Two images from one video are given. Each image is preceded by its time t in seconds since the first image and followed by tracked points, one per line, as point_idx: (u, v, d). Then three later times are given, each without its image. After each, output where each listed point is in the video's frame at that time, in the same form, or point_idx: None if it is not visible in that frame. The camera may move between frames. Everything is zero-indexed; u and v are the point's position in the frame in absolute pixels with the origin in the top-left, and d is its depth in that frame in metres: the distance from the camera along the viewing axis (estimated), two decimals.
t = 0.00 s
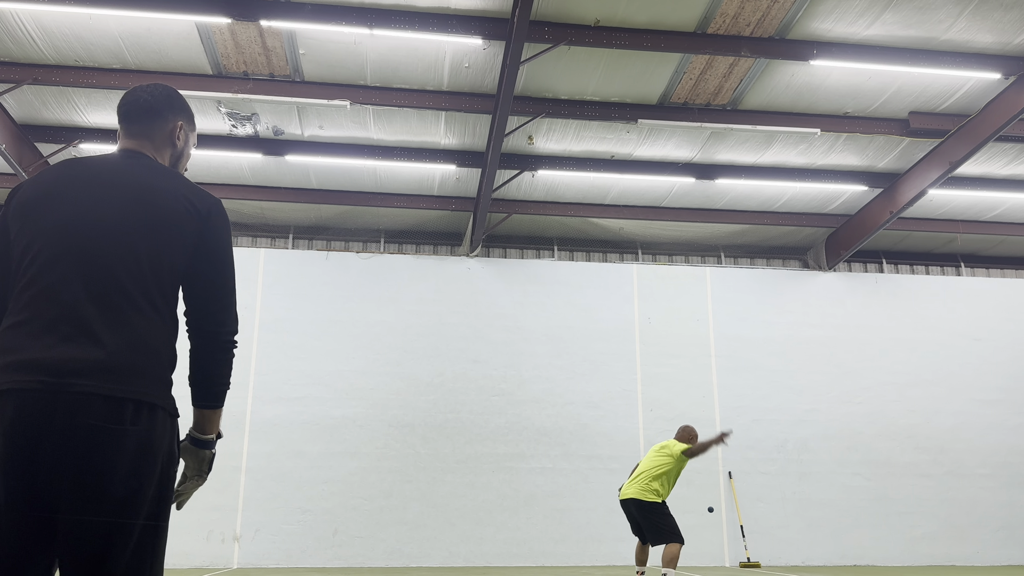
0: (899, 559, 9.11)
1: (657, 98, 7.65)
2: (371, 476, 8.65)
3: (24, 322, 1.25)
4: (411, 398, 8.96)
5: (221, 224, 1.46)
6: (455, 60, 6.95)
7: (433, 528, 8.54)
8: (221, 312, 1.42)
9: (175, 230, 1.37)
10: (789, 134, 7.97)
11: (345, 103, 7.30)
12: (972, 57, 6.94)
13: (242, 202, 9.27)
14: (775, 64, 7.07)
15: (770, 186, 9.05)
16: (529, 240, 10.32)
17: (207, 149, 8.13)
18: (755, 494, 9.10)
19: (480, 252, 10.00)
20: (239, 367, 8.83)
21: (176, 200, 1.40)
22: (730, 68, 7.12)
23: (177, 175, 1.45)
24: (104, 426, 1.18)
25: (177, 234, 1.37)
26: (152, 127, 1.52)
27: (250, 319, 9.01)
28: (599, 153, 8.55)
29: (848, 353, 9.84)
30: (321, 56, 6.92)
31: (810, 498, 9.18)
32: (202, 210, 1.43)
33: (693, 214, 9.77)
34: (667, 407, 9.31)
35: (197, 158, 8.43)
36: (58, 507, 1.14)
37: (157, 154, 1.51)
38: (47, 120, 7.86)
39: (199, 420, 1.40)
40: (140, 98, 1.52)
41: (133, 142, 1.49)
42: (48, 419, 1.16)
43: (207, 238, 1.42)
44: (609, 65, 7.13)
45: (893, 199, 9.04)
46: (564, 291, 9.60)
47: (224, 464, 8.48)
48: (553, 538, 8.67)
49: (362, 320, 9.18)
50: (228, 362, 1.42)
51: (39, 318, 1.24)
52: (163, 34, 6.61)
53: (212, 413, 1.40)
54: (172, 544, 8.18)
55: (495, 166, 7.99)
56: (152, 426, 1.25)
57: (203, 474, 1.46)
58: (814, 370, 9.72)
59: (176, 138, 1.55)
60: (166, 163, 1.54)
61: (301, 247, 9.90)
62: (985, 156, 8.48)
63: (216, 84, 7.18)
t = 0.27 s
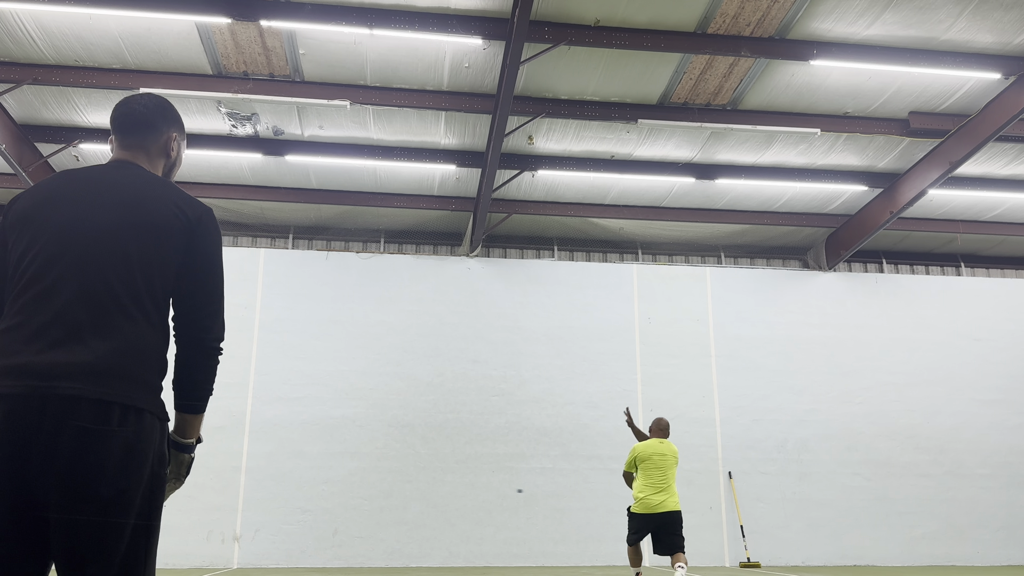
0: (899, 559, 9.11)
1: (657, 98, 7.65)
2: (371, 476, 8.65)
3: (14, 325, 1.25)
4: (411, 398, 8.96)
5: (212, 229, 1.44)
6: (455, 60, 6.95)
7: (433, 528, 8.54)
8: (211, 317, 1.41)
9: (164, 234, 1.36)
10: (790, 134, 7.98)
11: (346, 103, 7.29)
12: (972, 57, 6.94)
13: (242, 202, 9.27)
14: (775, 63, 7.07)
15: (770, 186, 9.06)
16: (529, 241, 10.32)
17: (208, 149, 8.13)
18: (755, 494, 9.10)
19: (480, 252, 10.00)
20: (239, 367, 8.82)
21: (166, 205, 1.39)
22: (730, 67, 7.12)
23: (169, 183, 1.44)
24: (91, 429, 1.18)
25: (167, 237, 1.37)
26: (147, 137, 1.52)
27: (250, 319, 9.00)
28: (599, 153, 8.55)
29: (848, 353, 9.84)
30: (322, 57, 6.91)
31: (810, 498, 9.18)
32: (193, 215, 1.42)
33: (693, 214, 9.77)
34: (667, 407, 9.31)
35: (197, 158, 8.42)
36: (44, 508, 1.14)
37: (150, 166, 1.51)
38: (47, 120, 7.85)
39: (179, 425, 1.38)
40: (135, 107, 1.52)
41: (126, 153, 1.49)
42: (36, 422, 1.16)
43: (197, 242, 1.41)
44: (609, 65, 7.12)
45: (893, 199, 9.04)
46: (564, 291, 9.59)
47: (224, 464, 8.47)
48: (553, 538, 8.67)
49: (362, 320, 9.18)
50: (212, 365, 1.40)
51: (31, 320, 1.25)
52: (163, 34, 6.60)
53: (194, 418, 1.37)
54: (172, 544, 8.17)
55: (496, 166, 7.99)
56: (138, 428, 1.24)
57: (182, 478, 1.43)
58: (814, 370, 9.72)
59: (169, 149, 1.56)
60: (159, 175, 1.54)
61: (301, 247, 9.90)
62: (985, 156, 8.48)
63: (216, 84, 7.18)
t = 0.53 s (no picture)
0: (899, 559, 9.11)
1: (657, 98, 7.65)
2: (371, 476, 8.65)
3: None
4: (411, 398, 8.97)
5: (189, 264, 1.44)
6: (455, 60, 6.96)
7: (433, 528, 8.55)
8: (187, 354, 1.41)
9: (146, 271, 1.35)
10: (789, 134, 7.98)
11: (345, 103, 7.30)
12: (972, 57, 6.94)
13: (243, 202, 9.28)
14: (775, 63, 7.07)
15: (769, 186, 9.06)
16: (529, 241, 10.32)
17: (208, 149, 8.14)
18: (755, 494, 9.11)
19: (480, 252, 10.00)
20: (239, 367, 8.83)
21: (146, 241, 1.37)
22: (730, 67, 7.12)
23: (145, 219, 1.42)
24: (77, 468, 1.16)
25: (148, 275, 1.35)
26: (125, 171, 1.52)
27: (250, 319, 9.00)
28: (599, 153, 8.55)
29: (848, 353, 9.84)
30: (321, 56, 6.92)
31: (810, 498, 9.18)
32: (171, 252, 1.41)
33: (692, 214, 9.77)
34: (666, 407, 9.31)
35: (197, 158, 8.43)
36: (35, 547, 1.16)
37: (128, 199, 1.51)
38: (47, 119, 7.86)
39: (161, 451, 1.40)
40: (110, 143, 1.52)
41: (103, 187, 1.48)
42: (19, 456, 1.14)
43: (179, 279, 1.40)
44: (609, 65, 7.13)
45: (893, 199, 9.04)
46: (564, 291, 9.60)
47: (224, 464, 8.48)
48: (553, 538, 8.67)
49: (362, 320, 9.18)
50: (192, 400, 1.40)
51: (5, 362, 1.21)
52: (163, 34, 6.61)
53: (174, 444, 1.40)
54: (172, 544, 8.18)
55: (495, 166, 7.99)
56: (126, 469, 1.23)
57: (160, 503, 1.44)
58: (814, 370, 9.72)
59: (145, 183, 1.56)
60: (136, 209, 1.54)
61: (301, 247, 9.91)
62: (985, 156, 8.48)
63: (216, 84, 7.19)
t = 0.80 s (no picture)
0: (898, 559, 9.12)
1: (657, 98, 7.65)
2: (371, 476, 8.65)
3: None
4: (411, 398, 8.96)
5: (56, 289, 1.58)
6: (456, 60, 6.96)
7: (433, 528, 8.54)
8: (60, 369, 1.57)
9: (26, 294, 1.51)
10: (789, 134, 7.98)
11: (346, 103, 7.29)
12: (972, 57, 6.94)
13: (242, 202, 9.27)
14: (775, 63, 7.07)
15: (769, 186, 9.06)
16: (529, 241, 10.32)
17: (208, 149, 8.13)
18: (755, 494, 9.11)
19: (480, 252, 10.00)
20: (239, 367, 8.82)
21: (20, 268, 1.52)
22: (730, 67, 7.12)
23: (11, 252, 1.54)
24: None
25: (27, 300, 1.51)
26: None
27: (250, 319, 9.00)
28: (599, 153, 8.55)
29: (848, 353, 9.84)
30: (321, 57, 6.92)
31: (810, 498, 9.18)
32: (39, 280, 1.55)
33: (692, 214, 9.77)
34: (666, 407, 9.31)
35: (197, 157, 8.43)
36: None
37: None
38: (47, 119, 7.86)
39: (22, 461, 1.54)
40: None
41: None
42: None
43: (49, 301, 1.56)
44: (609, 65, 7.13)
45: (893, 199, 9.04)
46: (564, 291, 9.60)
47: (224, 465, 8.47)
48: (553, 538, 8.67)
49: (362, 320, 9.18)
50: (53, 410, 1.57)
51: None
52: (163, 34, 6.60)
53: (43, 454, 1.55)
54: (172, 544, 8.16)
55: (496, 166, 7.99)
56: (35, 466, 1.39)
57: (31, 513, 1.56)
58: (814, 370, 9.72)
59: None
60: None
61: (301, 248, 9.91)
62: (985, 156, 8.48)
63: (216, 84, 7.18)
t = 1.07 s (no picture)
0: (898, 559, 9.11)
1: (657, 98, 7.65)
2: (371, 476, 8.65)
3: None
4: (411, 398, 8.97)
5: None
6: (455, 60, 6.96)
7: (433, 528, 8.55)
8: None
9: None
10: (789, 134, 7.98)
11: (345, 103, 7.30)
12: (972, 57, 6.94)
13: (243, 202, 9.27)
14: (775, 63, 7.07)
15: (770, 186, 9.05)
16: (529, 241, 10.31)
17: (208, 149, 8.13)
18: (755, 493, 9.11)
19: (480, 252, 9.99)
20: (239, 367, 8.82)
21: None
22: (730, 67, 7.12)
23: None
24: None
25: None
26: None
27: (250, 319, 9.00)
28: (599, 153, 8.55)
29: (848, 353, 9.84)
30: (322, 57, 6.92)
31: (810, 498, 9.18)
32: None
33: (692, 214, 9.77)
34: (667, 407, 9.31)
35: (197, 157, 8.43)
36: None
37: None
38: (47, 119, 7.86)
39: None
40: None
41: None
42: None
43: None
44: (609, 65, 7.13)
45: (893, 199, 9.03)
46: (564, 291, 9.60)
47: (224, 464, 8.48)
48: (553, 538, 8.67)
49: (362, 320, 9.18)
50: None
51: None
52: (163, 34, 6.61)
53: None
54: (172, 544, 8.17)
55: (495, 166, 7.99)
56: None
57: None
58: (814, 370, 9.71)
59: None
60: None
61: (301, 248, 9.91)
62: (985, 156, 8.48)
63: (216, 84, 7.19)
